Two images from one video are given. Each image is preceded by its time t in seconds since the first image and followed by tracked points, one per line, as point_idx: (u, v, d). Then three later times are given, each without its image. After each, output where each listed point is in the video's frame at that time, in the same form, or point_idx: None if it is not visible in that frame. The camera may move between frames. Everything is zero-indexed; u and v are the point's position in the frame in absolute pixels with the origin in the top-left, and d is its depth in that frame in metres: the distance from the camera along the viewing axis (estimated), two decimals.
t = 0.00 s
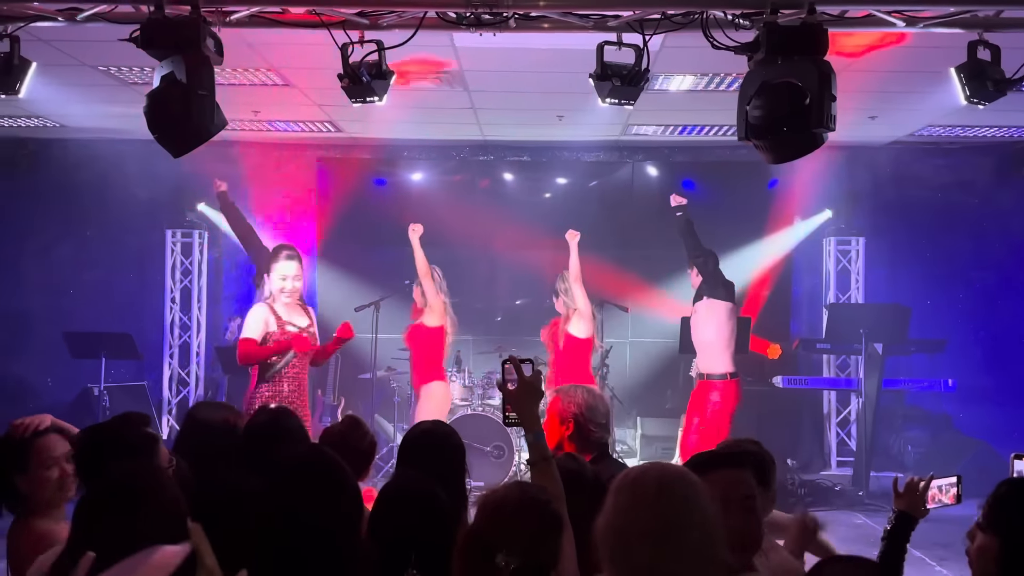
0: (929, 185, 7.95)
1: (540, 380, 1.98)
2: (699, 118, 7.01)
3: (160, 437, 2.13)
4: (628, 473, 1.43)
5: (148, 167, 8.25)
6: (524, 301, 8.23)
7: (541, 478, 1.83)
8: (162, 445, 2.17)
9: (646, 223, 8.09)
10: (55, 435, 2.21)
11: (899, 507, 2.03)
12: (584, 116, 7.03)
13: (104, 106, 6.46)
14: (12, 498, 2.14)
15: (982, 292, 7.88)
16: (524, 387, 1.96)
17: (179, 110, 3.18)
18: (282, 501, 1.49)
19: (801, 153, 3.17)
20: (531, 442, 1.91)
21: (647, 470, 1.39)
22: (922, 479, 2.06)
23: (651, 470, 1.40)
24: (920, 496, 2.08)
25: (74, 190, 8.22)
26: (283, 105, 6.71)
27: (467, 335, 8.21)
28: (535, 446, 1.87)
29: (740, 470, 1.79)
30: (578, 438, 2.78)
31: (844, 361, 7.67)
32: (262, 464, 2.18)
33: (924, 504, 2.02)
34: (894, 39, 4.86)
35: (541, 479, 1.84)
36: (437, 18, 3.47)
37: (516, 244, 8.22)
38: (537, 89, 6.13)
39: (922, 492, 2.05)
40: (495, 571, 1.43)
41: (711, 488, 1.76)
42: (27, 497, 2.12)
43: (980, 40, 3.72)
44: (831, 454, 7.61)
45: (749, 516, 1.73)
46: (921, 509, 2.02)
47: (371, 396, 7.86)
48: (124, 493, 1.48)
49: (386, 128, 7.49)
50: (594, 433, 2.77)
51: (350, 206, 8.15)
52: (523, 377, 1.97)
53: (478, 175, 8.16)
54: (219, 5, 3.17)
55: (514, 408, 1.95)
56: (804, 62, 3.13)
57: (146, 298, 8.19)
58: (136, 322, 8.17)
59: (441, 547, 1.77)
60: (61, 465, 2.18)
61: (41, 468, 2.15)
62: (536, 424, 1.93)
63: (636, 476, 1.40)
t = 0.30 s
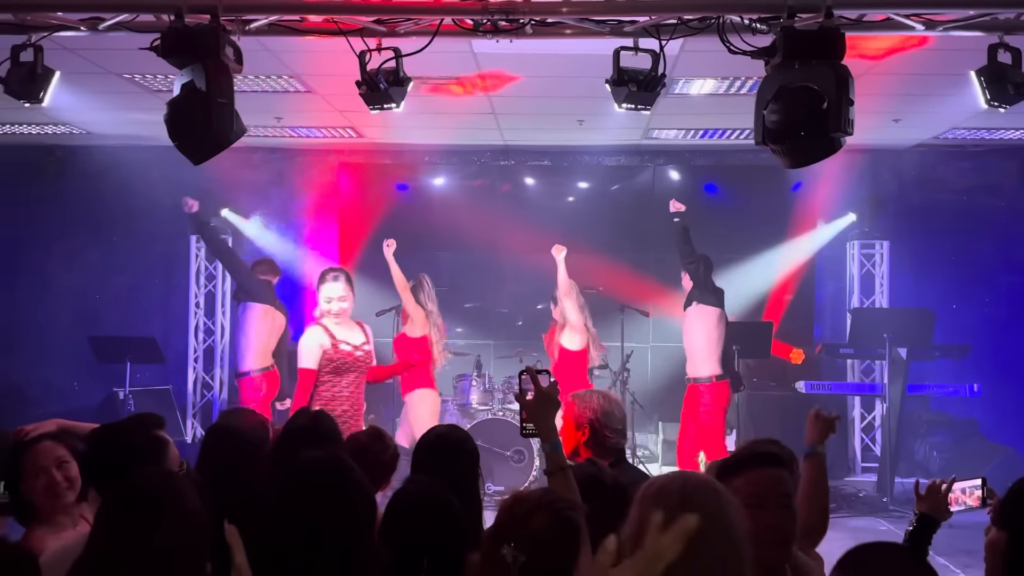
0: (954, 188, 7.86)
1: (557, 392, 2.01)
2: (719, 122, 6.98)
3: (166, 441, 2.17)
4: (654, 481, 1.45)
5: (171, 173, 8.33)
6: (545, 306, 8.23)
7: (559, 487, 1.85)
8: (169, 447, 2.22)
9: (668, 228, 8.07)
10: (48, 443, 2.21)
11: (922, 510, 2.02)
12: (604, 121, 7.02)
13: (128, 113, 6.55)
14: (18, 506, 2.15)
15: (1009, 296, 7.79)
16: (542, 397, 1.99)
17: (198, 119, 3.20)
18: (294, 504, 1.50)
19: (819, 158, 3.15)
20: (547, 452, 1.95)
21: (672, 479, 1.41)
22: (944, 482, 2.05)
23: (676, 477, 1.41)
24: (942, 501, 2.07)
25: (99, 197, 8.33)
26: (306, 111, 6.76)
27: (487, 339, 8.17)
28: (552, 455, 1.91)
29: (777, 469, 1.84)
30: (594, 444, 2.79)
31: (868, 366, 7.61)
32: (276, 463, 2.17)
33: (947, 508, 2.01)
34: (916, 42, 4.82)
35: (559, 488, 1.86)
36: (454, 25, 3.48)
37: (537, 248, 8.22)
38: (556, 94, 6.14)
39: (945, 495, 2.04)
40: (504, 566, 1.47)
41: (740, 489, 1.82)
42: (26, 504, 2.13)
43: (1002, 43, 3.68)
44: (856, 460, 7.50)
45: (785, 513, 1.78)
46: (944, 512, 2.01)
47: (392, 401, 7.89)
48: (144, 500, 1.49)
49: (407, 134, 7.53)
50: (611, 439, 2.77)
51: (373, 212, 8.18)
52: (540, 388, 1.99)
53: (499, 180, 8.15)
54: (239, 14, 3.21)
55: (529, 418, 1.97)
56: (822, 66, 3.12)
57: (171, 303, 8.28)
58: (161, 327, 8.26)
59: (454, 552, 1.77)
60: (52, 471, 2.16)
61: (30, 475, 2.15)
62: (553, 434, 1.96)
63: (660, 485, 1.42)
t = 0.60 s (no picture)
0: (993, 188, 7.73)
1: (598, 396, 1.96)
2: (753, 122, 6.93)
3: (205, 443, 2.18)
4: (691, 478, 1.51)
5: (207, 177, 8.46)
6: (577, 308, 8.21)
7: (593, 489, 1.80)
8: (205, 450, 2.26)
9: (701, 229, 8.03)
10: (76, 437, 2.26)
11: (958, 517, 1.99)
12: (636, 122, 6.98)
13: (166, 118, 6.66)
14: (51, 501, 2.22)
15: None
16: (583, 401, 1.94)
17: (230, 121, 3.24)
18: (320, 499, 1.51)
19: (851, 156, 3.12)
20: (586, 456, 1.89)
21: (713, 480, 1.46)
22: (982, 491, 2.02)
23: (712, 477, 1.47)
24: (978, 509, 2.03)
25: (137, 200, 8.47)
26: (340, 115, 6.82)
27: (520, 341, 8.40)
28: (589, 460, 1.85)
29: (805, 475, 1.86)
30: (625, 444, 2.75)
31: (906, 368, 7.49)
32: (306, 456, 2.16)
33: (983, 515, 1.98)
34: (954, 39, 4.75)
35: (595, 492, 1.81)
36: (483, 27, 3.50)
37: (570, 250, 8.21)
38: (587, 95, 6.13)
39: (982, 503, 2.01)
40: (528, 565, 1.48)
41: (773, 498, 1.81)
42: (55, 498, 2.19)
43: None
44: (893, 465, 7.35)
45: (816, 519, 1.79)
46: (982, 519, 1.98)
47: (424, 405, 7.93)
48: (174, 491, 1.66)
49: (439, 136, 7.56)
50: (641, 439, 2.74)
51: (407, 213, 8.30)
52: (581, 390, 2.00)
53: (532, 182, 8.13)
54: (271, 17, 3.26)
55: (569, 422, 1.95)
56: (853, 64, 3.09)
57: (208, 305, 8.39)
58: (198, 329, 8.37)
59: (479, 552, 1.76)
60: (78, 465, 2.21)
61: (58, 470, 2.21)
62: (591, 439, 1.91)
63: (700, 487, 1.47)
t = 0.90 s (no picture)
0: None
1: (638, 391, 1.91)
2: (781, 121, 6.87)
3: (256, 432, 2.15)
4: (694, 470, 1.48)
5: (234, 180, 8.52)
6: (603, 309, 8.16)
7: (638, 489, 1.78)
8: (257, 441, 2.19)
9: (728, 230, 7.96)
10: (93, 433, 2.26)
11: (994, 505, 1.93)
12: (661, 122, 6.95)
13: (193, 121, 6.72)
14: (71, 496, 2.22)
15: None
16: (620, 398, 1.89)
17: (254, 119, 3.25)
18: (349, 497, 1.47)
19: (880, 151, 3.08)
20: (625, 451, 1.92)
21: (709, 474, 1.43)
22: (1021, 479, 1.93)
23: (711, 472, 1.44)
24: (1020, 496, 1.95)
25: (165, 203, 8.55)
26: (366, 117, 6.85)
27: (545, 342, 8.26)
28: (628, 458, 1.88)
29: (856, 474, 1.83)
30: (655, 444, 2.64)
31: (937, 369, 7.38)
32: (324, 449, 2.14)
33: (1022, 504, 1.91)
34: (985, 34, 4.68)
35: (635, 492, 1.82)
36: (507, 23, 3.48)
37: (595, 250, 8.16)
38: (612, 95, 6.11)
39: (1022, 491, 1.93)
40: (575, 562, 1.56)
41: (829, 497, 1.79)
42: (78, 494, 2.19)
43: None
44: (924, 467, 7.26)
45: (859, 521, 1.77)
46: (1019, 509, 1.92)
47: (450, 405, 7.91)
48: (196, 486, 1.62)
49: (464, 138, 7.58)
50: (673, 439, 2.63)
51: (433, 215, 8.24)
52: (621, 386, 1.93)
53: (557, 183, 8.13)
54: (294, 16, 3.27)
55: (606, 418, 1.91)
56: (881, 56, 3.05)
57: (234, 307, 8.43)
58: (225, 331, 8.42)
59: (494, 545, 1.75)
60: (98, 459, 2.22)
61: (79, 465, 2.21)
62: (630, 433, 1.90)
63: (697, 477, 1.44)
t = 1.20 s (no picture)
0: None
1: (663, 395, 1.87)
2: (809, 123, 6.77)
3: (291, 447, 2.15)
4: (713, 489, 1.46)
5: (259, 185, 8.56)
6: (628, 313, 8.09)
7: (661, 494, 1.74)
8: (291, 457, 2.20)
9: (755, 233, 7.87)
10: (111, 436, 2.18)
11: None
12: (687, 124, 6.89)
13: (218, 127, 6.76)
14: (89, 501, 2.14)
15: None
16: (644, 402, 1.86)
17: (273, 120, 3.24)
18: (352, 503, 1.44)
19: (910, 149, 3.01)
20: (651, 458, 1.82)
21: (728, 494, 1.40)
22: None
23: (731, 488, 1.41)
24: None
25: (191, 208, 8.60)
26: (389, 121, 6.85)
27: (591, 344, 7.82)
28: (652, 461, 1.79)
29: (880, 482, 1.79)
30: (685, 451, 2.55)
31: (970, 375, 7.24)
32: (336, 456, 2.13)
33: None
34: (1019, 33, 4.58)
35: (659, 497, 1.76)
36: (528, 23, 3.45)
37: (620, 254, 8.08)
38: (636, 98, 6.06)
39: None
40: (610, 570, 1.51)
41: (857, 511, 1.75)
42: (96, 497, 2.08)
43: None
44: (956, 475, 7.12)
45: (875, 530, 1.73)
46: None
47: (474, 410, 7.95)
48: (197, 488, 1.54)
49: (488, 142, 7.56)
50: (703, 444, 2.55)
51: (457, 220, 8.25)
52: (645, 390, 1.87)
53: (582, 188, 8.09)
54: (314, 17, 3.26)
55: (631, 420, 1.87)
56: (912, 53, 2.99)
57: (260, 311, 8.46)
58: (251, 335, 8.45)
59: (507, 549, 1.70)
60: (117, 461, 2.13)
61: (96, 467, 2.10)
62: (656, 439, 1.83)
63: (715, 502, 1.42)
